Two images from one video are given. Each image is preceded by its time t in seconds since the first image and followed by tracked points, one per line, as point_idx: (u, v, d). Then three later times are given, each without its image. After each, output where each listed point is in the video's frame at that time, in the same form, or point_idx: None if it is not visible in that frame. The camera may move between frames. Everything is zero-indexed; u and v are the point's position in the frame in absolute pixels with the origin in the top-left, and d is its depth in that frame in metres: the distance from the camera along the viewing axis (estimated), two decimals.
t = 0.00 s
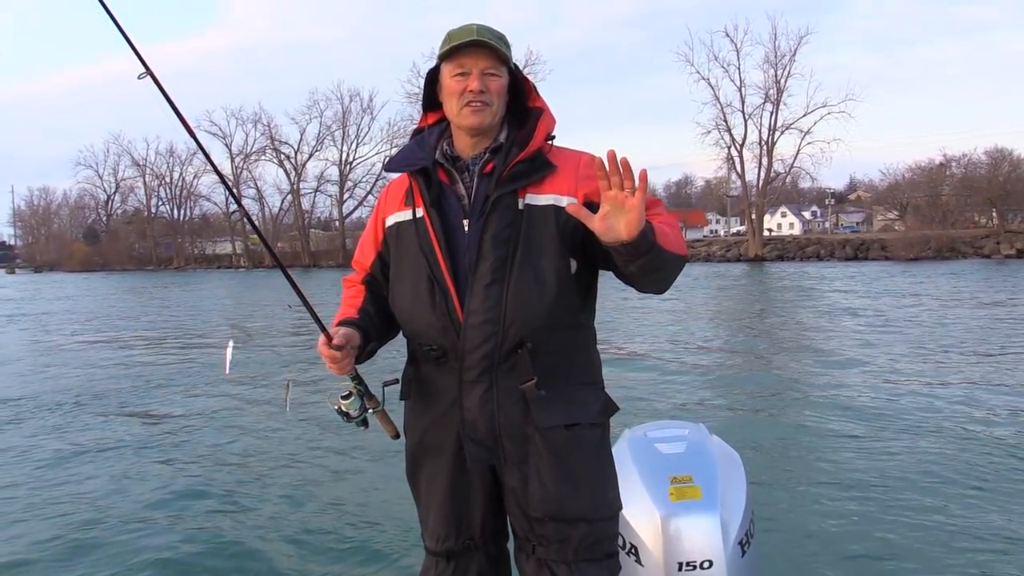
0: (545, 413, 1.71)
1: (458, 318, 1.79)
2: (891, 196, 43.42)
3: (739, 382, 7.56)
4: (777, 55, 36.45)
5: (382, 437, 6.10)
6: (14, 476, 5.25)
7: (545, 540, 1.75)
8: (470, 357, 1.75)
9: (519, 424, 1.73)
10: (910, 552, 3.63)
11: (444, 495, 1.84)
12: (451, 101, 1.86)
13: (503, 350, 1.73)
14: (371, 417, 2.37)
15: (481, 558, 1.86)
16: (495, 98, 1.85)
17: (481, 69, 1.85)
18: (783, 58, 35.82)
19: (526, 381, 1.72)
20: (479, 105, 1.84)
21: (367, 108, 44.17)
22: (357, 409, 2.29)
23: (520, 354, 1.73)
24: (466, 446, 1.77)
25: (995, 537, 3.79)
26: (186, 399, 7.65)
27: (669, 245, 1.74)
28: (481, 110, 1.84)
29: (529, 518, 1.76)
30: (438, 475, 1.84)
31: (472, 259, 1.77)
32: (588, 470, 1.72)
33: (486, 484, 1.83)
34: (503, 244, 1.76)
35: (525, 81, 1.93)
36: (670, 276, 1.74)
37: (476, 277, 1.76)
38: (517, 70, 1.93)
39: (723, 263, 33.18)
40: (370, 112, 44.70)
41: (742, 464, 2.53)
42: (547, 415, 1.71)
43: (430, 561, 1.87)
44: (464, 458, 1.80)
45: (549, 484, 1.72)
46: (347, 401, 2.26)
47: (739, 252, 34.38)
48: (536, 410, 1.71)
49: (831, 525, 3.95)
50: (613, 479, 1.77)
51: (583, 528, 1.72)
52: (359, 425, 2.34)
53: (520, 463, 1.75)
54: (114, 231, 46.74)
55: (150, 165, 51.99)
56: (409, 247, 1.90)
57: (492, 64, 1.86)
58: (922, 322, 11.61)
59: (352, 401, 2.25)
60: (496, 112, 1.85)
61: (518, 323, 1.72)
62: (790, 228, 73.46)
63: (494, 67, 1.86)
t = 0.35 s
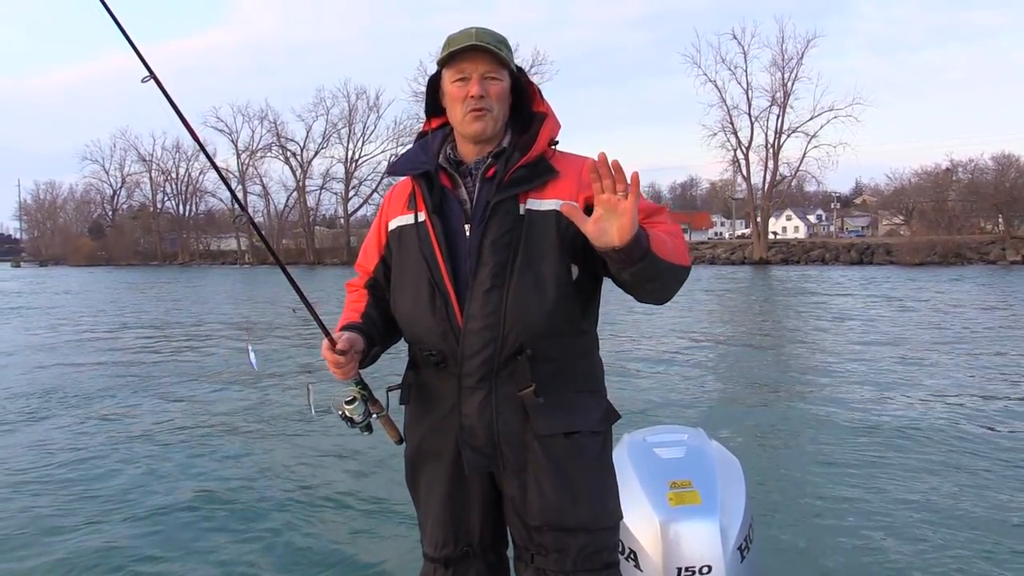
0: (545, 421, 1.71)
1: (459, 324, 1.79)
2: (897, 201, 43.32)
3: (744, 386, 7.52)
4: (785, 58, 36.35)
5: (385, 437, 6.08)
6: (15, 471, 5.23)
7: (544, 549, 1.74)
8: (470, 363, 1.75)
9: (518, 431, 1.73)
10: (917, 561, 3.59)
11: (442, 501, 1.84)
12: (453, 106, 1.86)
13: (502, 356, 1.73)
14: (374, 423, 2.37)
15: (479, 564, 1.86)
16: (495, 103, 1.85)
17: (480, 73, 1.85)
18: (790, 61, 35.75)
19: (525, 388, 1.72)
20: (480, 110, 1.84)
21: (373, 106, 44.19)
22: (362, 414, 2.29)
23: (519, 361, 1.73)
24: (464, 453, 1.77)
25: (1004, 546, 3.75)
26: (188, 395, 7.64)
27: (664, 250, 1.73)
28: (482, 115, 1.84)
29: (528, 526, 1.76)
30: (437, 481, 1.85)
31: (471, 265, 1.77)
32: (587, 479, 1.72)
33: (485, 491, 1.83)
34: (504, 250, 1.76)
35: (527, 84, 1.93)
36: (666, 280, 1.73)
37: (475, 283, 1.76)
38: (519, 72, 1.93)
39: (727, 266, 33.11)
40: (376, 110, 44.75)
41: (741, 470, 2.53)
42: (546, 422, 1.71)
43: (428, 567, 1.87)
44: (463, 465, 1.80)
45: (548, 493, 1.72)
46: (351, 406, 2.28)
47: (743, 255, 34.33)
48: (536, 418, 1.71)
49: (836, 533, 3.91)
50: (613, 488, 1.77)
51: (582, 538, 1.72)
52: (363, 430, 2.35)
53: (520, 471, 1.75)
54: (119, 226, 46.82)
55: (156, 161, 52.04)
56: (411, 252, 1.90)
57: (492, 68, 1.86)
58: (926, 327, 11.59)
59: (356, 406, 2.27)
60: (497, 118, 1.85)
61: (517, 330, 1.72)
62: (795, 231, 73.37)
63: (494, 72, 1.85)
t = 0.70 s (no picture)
0: (532, 425, 1.70)
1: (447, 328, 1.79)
2: (902, 196, 43.18)
3: (748, 384, 7.50)
4: (790, 53, 36.21)
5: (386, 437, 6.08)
6: (19, 470, 5.25)
7: (534, 552, 1.74)
8: (457, 368, 1.75)
9: (505, 435, 1.73)
10: (921, 562, 3.58)
11: (433, 503, 1.84)
12: (435, 115, 1.85)
13: (488, 361, 1.73)
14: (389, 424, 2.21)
15: (472, 567, 1.85)
16: (473, 109, 1.82)
17: (454, 81, 1.81)
18: (794, 57, 35.65)
19: (511, 393, 1.71)
20: (459, 119, 1.82)
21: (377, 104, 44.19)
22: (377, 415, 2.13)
23: (506, 366, 1.72)
24: (453, 456, 1.77)
25: (1010, 546, 3.73)
26: (192, 394, 7.65)
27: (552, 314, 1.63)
28: (463, 123, 1.82)
29: (518, 530, 1.76)
30: (428, 484, 1.84)
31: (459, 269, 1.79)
32: (575, 482, 1.71)
33: (477, 494, 1.83)
34: (488, 255, 1.77)
35: (513, 82, 1.88)
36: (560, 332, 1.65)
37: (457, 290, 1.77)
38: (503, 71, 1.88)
39: (732, 262, 33.08)
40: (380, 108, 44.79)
41: (741, 470, 2.52)
42: (533, 427, 1.70)
43: (421, 569, 1.87)
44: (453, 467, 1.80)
45: (536, 498, 1.71)
46: (368, 404, 2.11)
47: (748, 252, 34.27)
48: (523, 423, 1.71)
49: (840, 533, 3.90)
50: (604, 491, 1.75)
51: (572, 542, 1.72)
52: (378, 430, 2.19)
53: (508, 475, 1.74)
54: (124, 225, 46.92)
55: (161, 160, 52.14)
56: (404, 254, 1.90)
57: (466, 74, 1.81)
58: (929, 324, 11.56)
59: (373, 404, 2.10)
60: (478, 124, 1.83)
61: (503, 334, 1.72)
62: (800, 227, 73.22)
63: (469, 78, 1.81)
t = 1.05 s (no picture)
0: (510, 428, 1.71)
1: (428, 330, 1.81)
2: (907, 189, 43.07)
3: (754, 380, 7.47)
4: (793, 47, 36.11)
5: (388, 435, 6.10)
6: (23, 473, 5.24)
7: (520, 551, 1.75)
8: (436, 372, 1.77)
9: (486, 437, 1.74)
10: (930, 559, 3.55)
11: (421, 503, 1.85)
12: (419, 121, 1.86)
13: (466, 364, 1.74)
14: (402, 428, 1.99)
15: (463, 563, 1.87)
16: (455, 113, 1.83)
17: (435, 87, 1.82)
18: (798, 50, 35.57)
19: (488, 395, 1.73)
20: (442, 122, 1.83)
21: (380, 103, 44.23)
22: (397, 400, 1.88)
23: (484, 368, 1.73)
24: (435, 458, 1.79)
25: (1016, 542, 3.70)
26: (196, 395, 7.65)
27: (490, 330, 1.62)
28: (446, 127, 1.83)
29: (504, 529, 1.77)
30: (414, 485, 1.86)
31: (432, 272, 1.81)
32: (556, 482, 1.72)
33: (463, 494, 1.84)
34: (460, 258, 1.78)
35: (494, 82, 1.88)
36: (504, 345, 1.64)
37: (433, 293, 1.80)
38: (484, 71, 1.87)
39: (737, 257, 33.03)
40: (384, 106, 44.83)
41: (740, 468, 2.52)
42: (512, 429, 1.71)
43: (412, 566, 1.89)
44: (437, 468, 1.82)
45: (517, 498, 1.73)
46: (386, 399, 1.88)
47: (753, 246, 34.24)
48: (502, 425, 1.72)
49: (847, 530, 3.87)
50: (589, 490, 1.76)
51: (557, 540, 1.73)
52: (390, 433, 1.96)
53: (490, 476, 1.76)
54: (130, 226, 47.08)
55: (165, 160, 52.25)
56: (389, 256, 1.93)
57: (446, 79, 1.82)
58: (935, 317, 11.53)
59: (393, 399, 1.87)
60: (461, 127, 1.83)
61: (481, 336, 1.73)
62: (806, 221, 73.13)
63: (449, 82, 1.81)
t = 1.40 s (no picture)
0: (520, 421, 1.72)
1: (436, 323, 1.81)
2: (917, 186, 42.86)
3: (761, 377, 7.43)
4: (803, 43, 35.94)
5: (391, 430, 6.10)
6: (30, 466, 5.25)
7: (527, 543, 1.76)
8: (445, 364, 1.77)
9: (495, 430, 1.75)
10: (937, 560, 3.52)
11: (427, 496, 1.85)
12: (423, 118, 1.86)
13: (475, 356, 1.74)
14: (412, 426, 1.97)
15: (469, 557, 1.87)
16: (460, 109, 1.82)
17: (439, 84, 1.81)
18: (808, 46, 35.41)
19: (497, 388, 1.73)
20: (447, 119, 1.82)
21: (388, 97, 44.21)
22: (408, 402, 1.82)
23: (493, 362, 1.73)
24: (444, 451, 1.80)
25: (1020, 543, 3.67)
26: (203, 388, 7.66)
27: (499, 324, 1.61)
28: (450, 122, 1.82)
29: (511, 521, 1.78)
30: (421, 478, 1.86)
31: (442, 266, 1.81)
32: (564, 474, 1.72)
33: (470, 487, 1.84)
34: (469, 252, 1.78)
35: (498, 75, 1.87)
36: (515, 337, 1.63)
37: (443, 287, 1.81)
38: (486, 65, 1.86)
39: (745, 254, 32.93)
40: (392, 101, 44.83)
41: (741, 464, 2.52)
42: (521, 422, 1.72)
43: (418, 560, 1.90)
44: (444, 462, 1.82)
45: (525, 490, 1.73)
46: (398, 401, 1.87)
47: (761, 243, 34.15)
48: (511, 418, 1.72)
49: (855, 530, 3.84)
50: (596, 483, 1.76)
51: (565, 532, 1.73)
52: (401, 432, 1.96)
53: (499, 469, 1.76)
54: (138, 219, 47.24)
55: (174, 154, 52.37)
56: (397, 251, 1.94)
57: (449, 75, 1.81)
58: (943, 315, 11.47)
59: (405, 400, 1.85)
60: (466, 122, 1.83)
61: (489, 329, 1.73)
62: (814, 218, 72.89)
63: (453, 79, 1.81)
